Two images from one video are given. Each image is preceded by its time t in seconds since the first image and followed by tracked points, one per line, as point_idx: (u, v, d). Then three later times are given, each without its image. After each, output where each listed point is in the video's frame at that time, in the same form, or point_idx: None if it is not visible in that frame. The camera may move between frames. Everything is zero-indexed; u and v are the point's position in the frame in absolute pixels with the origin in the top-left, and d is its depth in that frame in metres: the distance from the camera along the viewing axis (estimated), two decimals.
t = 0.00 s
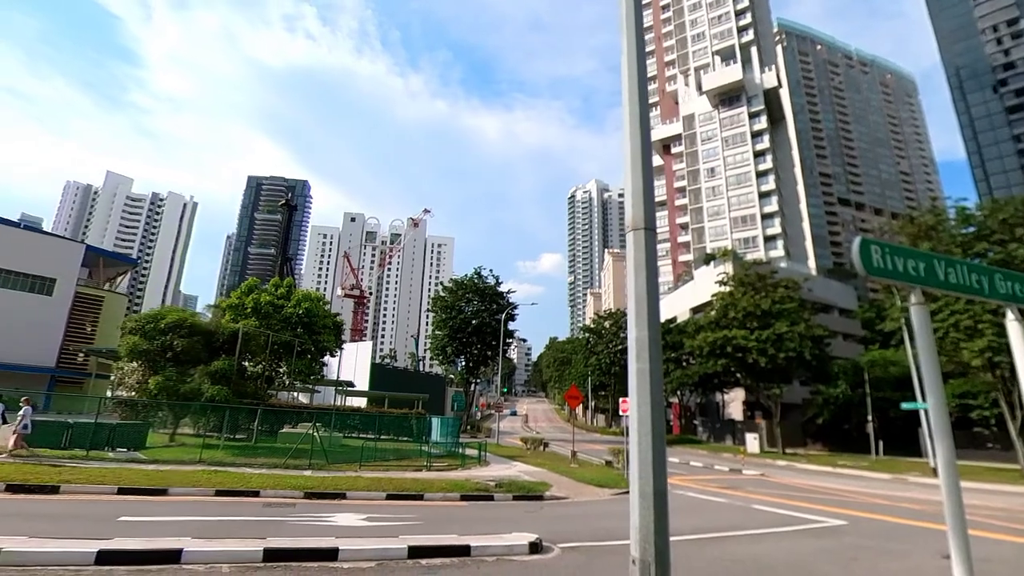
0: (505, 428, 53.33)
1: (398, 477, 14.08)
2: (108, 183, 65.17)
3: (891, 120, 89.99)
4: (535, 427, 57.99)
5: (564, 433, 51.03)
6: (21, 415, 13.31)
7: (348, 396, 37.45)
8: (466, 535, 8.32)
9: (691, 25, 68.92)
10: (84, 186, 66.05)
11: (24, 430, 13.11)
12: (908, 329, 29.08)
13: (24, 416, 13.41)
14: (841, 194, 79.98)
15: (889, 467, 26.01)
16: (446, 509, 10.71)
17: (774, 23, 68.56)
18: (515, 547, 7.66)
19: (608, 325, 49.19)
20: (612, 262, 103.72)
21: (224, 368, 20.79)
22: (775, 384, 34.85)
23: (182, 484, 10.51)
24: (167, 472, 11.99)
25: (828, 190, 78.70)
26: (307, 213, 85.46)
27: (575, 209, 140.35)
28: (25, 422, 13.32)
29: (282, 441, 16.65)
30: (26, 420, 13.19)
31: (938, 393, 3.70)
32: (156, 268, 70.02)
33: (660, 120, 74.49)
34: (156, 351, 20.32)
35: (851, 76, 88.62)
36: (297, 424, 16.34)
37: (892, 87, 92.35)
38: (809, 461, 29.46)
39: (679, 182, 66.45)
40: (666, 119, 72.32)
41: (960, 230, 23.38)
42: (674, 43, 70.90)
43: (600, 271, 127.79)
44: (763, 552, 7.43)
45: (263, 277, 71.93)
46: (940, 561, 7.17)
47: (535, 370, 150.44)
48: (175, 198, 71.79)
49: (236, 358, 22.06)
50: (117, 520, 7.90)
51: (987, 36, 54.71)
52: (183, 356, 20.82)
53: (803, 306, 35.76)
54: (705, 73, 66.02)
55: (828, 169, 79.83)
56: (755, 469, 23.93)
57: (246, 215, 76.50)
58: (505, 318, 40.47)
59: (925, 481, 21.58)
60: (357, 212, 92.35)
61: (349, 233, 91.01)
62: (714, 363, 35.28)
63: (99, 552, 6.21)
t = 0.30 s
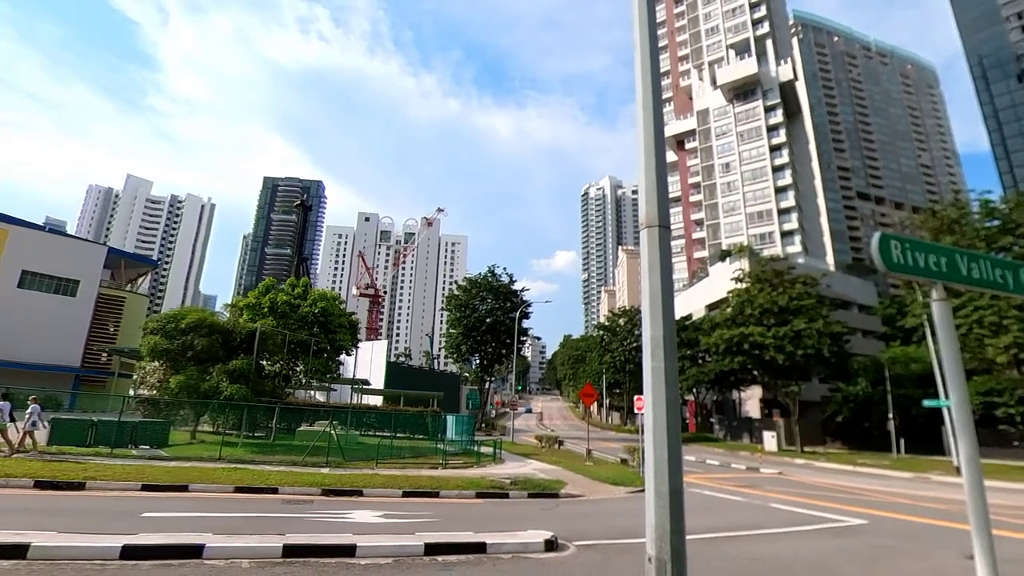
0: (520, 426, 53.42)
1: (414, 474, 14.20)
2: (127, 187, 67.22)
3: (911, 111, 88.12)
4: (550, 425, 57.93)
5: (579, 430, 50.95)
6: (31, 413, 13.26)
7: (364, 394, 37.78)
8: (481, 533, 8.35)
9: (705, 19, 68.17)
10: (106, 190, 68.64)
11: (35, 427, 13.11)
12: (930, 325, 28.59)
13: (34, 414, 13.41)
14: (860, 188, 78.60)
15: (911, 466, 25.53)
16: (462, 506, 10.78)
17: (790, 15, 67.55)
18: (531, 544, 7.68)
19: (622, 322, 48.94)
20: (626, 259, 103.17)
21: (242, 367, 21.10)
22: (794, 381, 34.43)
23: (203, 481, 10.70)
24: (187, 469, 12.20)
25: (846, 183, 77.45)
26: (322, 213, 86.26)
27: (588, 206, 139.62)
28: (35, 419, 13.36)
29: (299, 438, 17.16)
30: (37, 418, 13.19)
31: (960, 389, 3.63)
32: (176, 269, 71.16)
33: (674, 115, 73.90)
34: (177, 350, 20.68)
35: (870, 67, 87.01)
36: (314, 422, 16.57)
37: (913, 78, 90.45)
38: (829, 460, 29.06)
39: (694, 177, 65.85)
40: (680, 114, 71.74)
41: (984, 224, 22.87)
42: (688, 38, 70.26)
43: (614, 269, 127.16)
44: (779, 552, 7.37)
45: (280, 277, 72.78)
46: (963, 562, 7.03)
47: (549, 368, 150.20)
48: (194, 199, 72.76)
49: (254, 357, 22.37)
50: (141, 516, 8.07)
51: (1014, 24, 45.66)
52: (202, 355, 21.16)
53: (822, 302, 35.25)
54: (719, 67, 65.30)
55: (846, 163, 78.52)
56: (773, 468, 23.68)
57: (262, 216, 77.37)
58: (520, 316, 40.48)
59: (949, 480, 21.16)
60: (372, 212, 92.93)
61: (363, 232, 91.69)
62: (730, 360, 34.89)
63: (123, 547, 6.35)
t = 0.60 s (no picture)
0: (534, 424, 53.36)
1: (429, 472, 14.27)
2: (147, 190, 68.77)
3: (932, 103, 86.27)
4: (565, 423, 57.82)
5: (594, 429, 50.80)
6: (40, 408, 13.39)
7: (379, 393, 38.05)
8: (496, 531, 8.36)
9: (718, 13, 67.48)
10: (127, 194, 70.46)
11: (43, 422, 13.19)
12: (953, 321, 28.12)
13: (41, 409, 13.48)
14: (880, 182, 77.21)
15: (933, 465, 25.05)
16: (478, 504, 10.82)
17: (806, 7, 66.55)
18: (546, 543, 7.66)
19: (637, 320, 48.68)
20: (640, 257, 102.59)
21: (259, 366, 21.37)
22: (812, 379, 33.96)
23: (221, 478, 10.85)
24: (205, 467, 12.37)
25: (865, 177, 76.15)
26: (337, 213, 87.04)
27: (601, 204, 139.01)
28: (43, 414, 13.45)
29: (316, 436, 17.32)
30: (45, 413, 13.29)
31: (988, 388, 3.54)
32: (195, 269, 72.24)
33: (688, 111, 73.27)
34: (196, 349, 21.01)
35: (888, 58, 85.39)
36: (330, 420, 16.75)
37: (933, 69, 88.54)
38: (849, 458, 28.64)
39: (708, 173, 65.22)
40: (694, 110, 71.14)
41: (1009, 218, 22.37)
42: (701, 32, 69.59)
43: (629, 266, 126.46)
44: (798, 552, 7.27)
45: (297, 277, 73.57)
46: (989, 564, 6.87)
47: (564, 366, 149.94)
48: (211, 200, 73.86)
49: (271, 357, 22.65)
50: (162, 513, 8.23)
51: None
52: (219, 354, 21.42)
53: (841, 299, 34.68)
54: (734, 61, 64.59)
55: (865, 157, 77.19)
56: (792, 467, 23.37)
57: (278, 217, 78.23)
58: (533, 315, 40.49)
59: (973, 479, 20.72)
60: (386, 212, 93.51)
61: (378, 232, 92.35)
62: (747, 358, 34.49)
63: (145, 543, 6.49)
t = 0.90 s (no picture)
0: (549, 423, 53.32)
1: (445, 472, 14.33)
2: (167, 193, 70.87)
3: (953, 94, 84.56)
4: (579, 422, 57.64)
5: (608, 428, 50.54)
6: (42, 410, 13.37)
7: (395, 392, 38.26)
8: (511, 530, 8.37)
9: (732, 7, 66.87)
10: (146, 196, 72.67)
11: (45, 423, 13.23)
12: (975, 318, 27.63)
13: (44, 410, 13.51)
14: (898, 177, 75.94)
15: (955, 465, 24.65)
16: (493, 504, 10.84)
17: None
18: (561, 543, 7.66)
19: (651, 319, 48.41)
20: (655, 255, 101.93)
21: (276, 366, 21.60)
22: (831, 377, 33.51)
23: (239, 477, 10.99)
24: (224, 466, 12.54)
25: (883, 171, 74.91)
26: (351, 214, 87.72)
27: (615, 202, 138.33)
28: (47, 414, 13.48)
29: (333, 436, 17.46)
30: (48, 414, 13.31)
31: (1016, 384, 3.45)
32: (213, 270, 73.11)
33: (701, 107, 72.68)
34: (213, 349, 21.30)
35: (907, 50, 83.93)
36: (346, 420, 16.90)
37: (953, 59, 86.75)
38: (869, 457, 28.24)
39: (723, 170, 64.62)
40: (708, 106, 70.56)
41: None
42: (714, 27, 69.02)
43: (642, 265, 125.81)
44: (817, 552, 7.17)
45: (312, 279, 74.29)
46: (1016, 565, 6.72)
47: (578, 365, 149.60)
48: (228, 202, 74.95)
49: (288, 357, 22.86)
50: (181, 511, 8.37)
51: None
52: (237, 355, 21.66)
53: (860, 296, 34.19)
54: (748, 55, 63.97)
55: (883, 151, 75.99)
56: (810, 466, 23.06)
57: (294, 219, 79.01)
58: (547, 314, 40.48)
59: (997, 478, 20.32)
60: (399, 213, 94.04)
61: (392, 233, 92.91)
62: (765, 357, 34.10)
63: (163, 540, 6.61)
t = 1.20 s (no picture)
0: (564, 422, 53.26)
1: (460, 471, 14.38)
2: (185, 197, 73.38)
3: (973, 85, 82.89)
4: (594, 421, 57.46)
5: (623, 426, 50.33)
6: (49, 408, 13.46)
7: (409, 392, 38.38)
8: (528, 530, 8.36)
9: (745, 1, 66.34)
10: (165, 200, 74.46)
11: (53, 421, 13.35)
12: (999, 313, 27.04)
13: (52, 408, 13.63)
14: (917, 170, 74.54)
15: (978, 464, 24.17)
16: (509, 503, 10.84)
17: None
18: (579, 543, 7.64)
19: (666, 317, 48.15)
20: (668, 253, 101.29)
21: (293, 367, 21.79)
22: (847, 375, 32.95)
23: (257, 476, 11.11)
24: (243, 465, 12.66)
25: (901, 165, 73.63)
26: (364, 216, 88.34)
27: (627, 201, 137.59)
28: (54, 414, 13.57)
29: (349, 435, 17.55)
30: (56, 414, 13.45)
31: None
32: (231, 272, 73.38)
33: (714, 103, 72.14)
34: (232, 350, 21.57)
35: (925, 40, 82.46)
36: (362, 419, 17.00)
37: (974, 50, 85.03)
38: (889, 456, 27.81)
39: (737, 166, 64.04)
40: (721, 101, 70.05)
41: None
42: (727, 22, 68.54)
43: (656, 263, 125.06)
44: (839, 553, 7.08)
45: (326, 280, 74.90)
46: None
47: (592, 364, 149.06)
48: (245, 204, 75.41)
49: (305, 357, 23.05)
50: (201, 510, 8.49)
51: None
52: (255, 355, 21.89)
53: (878, 291, 33.71)
54: (762, 49, 63.40)
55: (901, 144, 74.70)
56: (830, 465, 22.75)
57: (308, 221, 79.68)
58: (561, 313, 40.42)
59: None
60: (412, 214, 94.55)
61: (405, 233, 93.45)
62: (780, 355, 33.75)
63: (182, 539, 6.70)
